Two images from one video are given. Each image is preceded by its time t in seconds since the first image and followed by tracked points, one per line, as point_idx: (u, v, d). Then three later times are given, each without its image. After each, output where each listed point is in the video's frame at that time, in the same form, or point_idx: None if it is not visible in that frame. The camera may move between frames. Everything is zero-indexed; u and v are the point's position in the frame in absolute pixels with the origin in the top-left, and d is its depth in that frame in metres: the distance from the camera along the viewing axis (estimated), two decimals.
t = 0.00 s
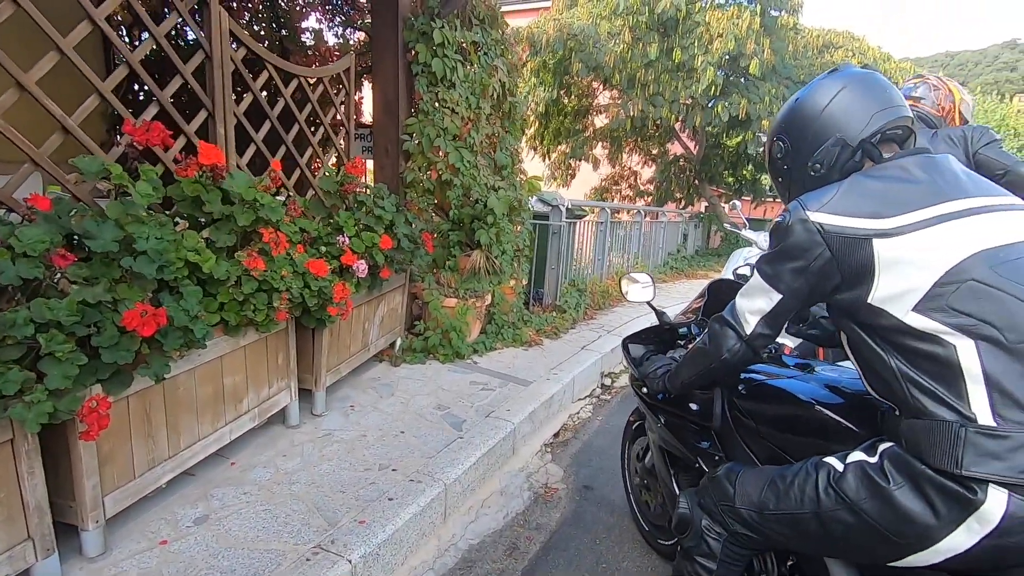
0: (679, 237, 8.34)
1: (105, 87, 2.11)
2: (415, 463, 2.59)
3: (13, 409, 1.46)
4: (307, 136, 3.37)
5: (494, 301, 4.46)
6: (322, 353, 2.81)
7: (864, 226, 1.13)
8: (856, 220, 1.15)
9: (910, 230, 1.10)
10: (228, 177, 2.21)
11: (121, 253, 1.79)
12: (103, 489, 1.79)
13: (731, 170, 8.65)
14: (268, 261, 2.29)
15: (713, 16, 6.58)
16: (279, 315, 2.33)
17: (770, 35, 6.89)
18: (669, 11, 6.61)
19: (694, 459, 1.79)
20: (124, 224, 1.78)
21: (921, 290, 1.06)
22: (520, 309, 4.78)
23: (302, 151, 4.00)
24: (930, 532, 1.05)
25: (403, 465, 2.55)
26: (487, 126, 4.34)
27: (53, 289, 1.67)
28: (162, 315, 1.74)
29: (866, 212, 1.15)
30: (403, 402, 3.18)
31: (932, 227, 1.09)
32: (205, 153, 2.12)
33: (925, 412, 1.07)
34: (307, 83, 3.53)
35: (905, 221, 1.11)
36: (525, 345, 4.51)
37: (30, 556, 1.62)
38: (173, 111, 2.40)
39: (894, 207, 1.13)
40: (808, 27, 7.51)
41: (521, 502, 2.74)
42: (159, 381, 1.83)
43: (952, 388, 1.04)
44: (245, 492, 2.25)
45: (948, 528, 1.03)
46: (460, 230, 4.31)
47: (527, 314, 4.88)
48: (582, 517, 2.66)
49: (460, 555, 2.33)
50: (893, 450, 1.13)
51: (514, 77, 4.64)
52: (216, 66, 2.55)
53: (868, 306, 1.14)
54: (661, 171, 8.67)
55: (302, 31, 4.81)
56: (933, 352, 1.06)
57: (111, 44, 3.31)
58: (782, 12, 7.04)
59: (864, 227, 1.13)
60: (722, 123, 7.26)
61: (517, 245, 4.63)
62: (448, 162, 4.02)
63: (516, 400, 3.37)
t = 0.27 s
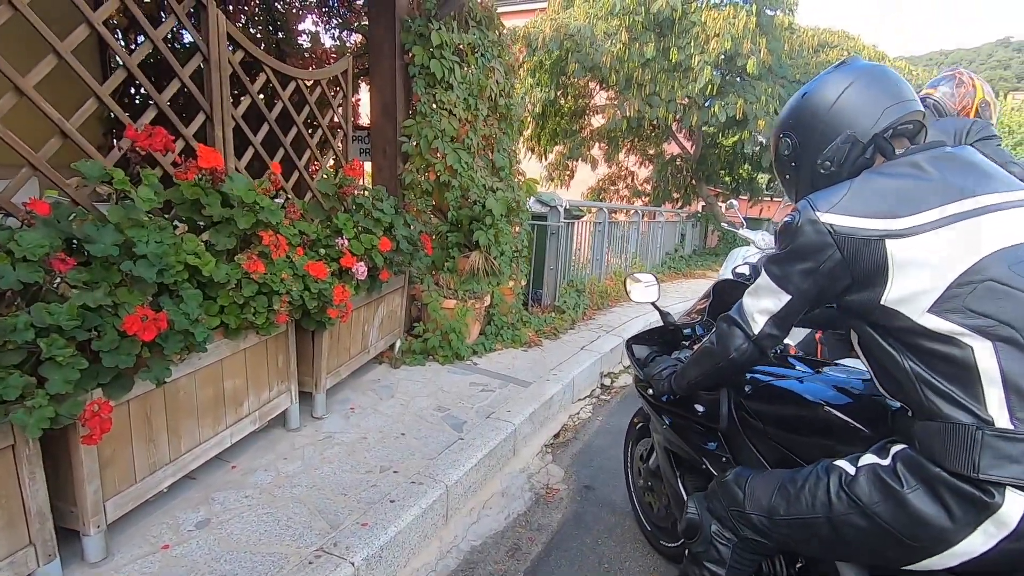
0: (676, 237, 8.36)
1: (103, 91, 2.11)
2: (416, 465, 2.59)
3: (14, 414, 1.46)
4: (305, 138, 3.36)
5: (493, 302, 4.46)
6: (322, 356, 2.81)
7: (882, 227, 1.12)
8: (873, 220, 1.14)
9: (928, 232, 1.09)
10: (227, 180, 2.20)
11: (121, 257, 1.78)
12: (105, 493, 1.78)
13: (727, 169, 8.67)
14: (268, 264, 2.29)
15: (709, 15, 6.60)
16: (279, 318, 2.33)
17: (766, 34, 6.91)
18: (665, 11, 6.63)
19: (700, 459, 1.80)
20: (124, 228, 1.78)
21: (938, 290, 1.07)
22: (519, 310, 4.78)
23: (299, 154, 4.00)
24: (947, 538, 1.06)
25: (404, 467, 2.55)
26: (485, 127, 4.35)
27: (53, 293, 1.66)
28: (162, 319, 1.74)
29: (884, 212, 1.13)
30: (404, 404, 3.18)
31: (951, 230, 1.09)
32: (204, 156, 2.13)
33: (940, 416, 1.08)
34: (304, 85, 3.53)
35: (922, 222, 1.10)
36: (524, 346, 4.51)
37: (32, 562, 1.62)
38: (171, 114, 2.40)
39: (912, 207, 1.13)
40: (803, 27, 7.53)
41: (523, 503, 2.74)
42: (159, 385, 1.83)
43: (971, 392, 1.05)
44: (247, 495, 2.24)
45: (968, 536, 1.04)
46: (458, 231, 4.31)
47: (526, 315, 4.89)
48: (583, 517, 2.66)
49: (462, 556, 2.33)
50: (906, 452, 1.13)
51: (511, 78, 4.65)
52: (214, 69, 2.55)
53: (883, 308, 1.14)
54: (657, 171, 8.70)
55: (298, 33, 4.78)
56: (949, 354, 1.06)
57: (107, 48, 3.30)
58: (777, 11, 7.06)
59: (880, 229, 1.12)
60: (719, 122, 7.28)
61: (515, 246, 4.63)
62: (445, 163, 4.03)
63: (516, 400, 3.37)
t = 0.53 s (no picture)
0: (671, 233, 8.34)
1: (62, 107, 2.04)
2: (406, 478, 2.52)
3: None
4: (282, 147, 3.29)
5: (485, 306, 4.39)
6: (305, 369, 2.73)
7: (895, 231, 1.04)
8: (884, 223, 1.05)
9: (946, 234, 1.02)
10: (195, 195, 2.15)
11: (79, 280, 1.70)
12: (71, 527, 1.71)
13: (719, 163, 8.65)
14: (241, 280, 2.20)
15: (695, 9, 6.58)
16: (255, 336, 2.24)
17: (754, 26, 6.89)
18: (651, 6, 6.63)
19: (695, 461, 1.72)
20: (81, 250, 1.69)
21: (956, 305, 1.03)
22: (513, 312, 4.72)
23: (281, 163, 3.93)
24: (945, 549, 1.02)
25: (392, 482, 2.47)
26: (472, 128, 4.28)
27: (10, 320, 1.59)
28: (123, 345, 1.68)
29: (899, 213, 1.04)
30: (395, 415, 3.10)
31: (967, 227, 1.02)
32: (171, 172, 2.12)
33: (946, 415, 1.03)
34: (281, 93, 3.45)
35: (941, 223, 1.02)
36: (519, 350, 4.45)
37: None
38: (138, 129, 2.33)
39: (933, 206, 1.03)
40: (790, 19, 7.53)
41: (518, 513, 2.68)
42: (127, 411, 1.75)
43: (978, 392, 1.00)
44: (227, 519, 2.15)
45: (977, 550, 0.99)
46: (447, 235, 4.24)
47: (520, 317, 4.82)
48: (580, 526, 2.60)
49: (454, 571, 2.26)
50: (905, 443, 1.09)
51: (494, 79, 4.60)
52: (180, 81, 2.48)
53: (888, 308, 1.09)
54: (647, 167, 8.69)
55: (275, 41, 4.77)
56: (958, 355, 1.02)
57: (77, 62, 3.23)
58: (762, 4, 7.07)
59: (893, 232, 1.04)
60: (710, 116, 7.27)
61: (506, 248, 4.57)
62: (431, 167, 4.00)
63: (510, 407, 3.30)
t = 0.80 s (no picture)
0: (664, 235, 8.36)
1: (57, 106, 2.01)
2: (403, 481, 2.51)
3: None
4: (278, 147, 3.28)
5: (480, 309, 4.38)
6: (302, 371, 2.73)
7: (911, 238, 0.95)
8: (898, 230, 0.96)
9: (968, 236, 0.93)
10: (192, 195, 2.11)
11: (76, 281, 1.69)
12: (67, 531, 1.69)
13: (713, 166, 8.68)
14: (238, 281, 2.20)
15: (690, 11, 6.61)
16: (252, 337, 2.23)
17: (748, 28, 6.91)
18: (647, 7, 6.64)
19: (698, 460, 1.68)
20: (79, 251, 1.68)
21: (983, 310, 0.92)
22: (508, 315, 4.71)
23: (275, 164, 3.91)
24: (953, 546, 1.02)
25: (390, 485, 2.46)
26: (466, 131, 4.29)
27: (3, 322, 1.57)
28: (117, 347, 1.64)
29: (914, 219, 0.94)
30: (389, 418, 3.09)
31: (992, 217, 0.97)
32: (167, 172, 2.04)
33: (952, 412, 1.01)
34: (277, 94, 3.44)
35: (962, 225, 0.93)
36: (514, 352, 4.44)
37: None
38: (133, 129, 2.32)
39: (953, 208, 0.92)
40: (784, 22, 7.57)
41: (514, 516, 2.67)
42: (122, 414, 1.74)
43: (990, 390, 0.97)
44: (223, 523, 2.14)
45: (983, 548, 1.00)
46: (441, 237, 4.24)
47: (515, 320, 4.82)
48: (577, 528, 2.59)
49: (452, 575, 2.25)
50: (907, 437, 1.06)
51: (490, 80, 4.60)
52: (177, 81, 2.46)
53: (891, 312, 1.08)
54: (643, 168, 8.69)
55: (270, 41, 4.90)
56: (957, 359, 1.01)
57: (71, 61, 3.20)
58: (756, 6, 7.10)
59: (908, 239, 0.95)
60: (705, 118, 7.30)
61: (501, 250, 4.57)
62: (427, 168, 3.98)
63: (505, 409, 3.29)
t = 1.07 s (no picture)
0: (665, 235, 8.36)
1: (61, 106, 2.01)
2: (407, 482, 2.50)
3: None
4: (281, 147, 3.27)
5: (483, 308, 4.38)
6: (305, 372, 2.72)
7: (914, 235, 0.94)
8: (902, 227, 0.95)
9: (972, 234, 0.91)
10: (198, 196, 2.11)
11: (82, 282, 1.69)
12: (73, 532, 1.69)
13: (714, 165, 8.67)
14: (243, 281, 2.19)
15: (692, 10, 6.60)
16: (257, 337, 2.22)
17: (750, 27, 6.92)
18: (649, 7, 6.64)
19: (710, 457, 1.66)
20: (85, 251, 1.67)
21: (985, 308, 0.92)
22: (510, 314, 4.71)
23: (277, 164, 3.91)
24: (965, 546, 1.02)
25: (395, 485, 2.46)
26: (468, 130, 4.29)
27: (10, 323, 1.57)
28: (126, 346, 1.63)
29: (917, 216, 0.93)
30: (393, 418, 3.09)
31: (999, 217, 0.97)
32: (168, 174, 2.02)
33: (963, 415, 0.99)
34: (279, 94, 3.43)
35: (967, 223, 0.91)
36: (516, 352, 4.44)
37: None
38: (137, 128, 2.31)
39: (957, 207, 0.91)
40: (786, 21, 7.55)
41: (519, 516, 2.66)
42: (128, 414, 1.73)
43: (999, 393, 0.96)
44: (229, 523, 2.13)
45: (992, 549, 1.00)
46: (444, 237, 4.23)
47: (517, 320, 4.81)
48: (581, 528, 2.59)
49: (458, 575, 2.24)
50: (916, 440, 1.04)
51: (493, 80, 4.60)
52: (181, 80, 2.45)
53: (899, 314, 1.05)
54: (644, 168, 8.69)
55: (272, 41, 4.86)
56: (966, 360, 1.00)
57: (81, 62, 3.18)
58: (758, 5, 7.09)
59: (911, 236, 0.94)
60: (707, 117, 7.29)
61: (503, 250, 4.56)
62: (430, 167, 3.97)
63: (509, 409, 3.29)
